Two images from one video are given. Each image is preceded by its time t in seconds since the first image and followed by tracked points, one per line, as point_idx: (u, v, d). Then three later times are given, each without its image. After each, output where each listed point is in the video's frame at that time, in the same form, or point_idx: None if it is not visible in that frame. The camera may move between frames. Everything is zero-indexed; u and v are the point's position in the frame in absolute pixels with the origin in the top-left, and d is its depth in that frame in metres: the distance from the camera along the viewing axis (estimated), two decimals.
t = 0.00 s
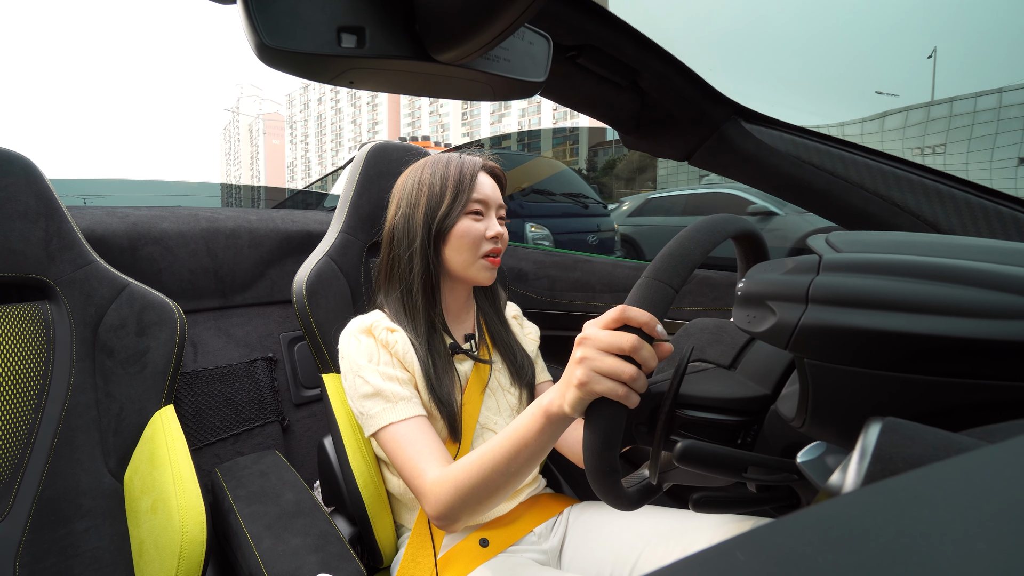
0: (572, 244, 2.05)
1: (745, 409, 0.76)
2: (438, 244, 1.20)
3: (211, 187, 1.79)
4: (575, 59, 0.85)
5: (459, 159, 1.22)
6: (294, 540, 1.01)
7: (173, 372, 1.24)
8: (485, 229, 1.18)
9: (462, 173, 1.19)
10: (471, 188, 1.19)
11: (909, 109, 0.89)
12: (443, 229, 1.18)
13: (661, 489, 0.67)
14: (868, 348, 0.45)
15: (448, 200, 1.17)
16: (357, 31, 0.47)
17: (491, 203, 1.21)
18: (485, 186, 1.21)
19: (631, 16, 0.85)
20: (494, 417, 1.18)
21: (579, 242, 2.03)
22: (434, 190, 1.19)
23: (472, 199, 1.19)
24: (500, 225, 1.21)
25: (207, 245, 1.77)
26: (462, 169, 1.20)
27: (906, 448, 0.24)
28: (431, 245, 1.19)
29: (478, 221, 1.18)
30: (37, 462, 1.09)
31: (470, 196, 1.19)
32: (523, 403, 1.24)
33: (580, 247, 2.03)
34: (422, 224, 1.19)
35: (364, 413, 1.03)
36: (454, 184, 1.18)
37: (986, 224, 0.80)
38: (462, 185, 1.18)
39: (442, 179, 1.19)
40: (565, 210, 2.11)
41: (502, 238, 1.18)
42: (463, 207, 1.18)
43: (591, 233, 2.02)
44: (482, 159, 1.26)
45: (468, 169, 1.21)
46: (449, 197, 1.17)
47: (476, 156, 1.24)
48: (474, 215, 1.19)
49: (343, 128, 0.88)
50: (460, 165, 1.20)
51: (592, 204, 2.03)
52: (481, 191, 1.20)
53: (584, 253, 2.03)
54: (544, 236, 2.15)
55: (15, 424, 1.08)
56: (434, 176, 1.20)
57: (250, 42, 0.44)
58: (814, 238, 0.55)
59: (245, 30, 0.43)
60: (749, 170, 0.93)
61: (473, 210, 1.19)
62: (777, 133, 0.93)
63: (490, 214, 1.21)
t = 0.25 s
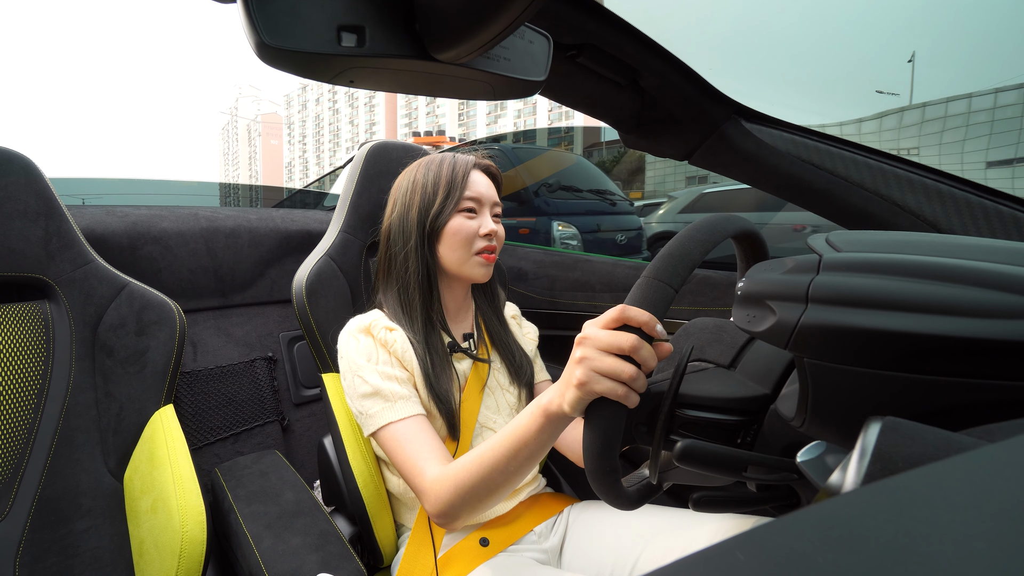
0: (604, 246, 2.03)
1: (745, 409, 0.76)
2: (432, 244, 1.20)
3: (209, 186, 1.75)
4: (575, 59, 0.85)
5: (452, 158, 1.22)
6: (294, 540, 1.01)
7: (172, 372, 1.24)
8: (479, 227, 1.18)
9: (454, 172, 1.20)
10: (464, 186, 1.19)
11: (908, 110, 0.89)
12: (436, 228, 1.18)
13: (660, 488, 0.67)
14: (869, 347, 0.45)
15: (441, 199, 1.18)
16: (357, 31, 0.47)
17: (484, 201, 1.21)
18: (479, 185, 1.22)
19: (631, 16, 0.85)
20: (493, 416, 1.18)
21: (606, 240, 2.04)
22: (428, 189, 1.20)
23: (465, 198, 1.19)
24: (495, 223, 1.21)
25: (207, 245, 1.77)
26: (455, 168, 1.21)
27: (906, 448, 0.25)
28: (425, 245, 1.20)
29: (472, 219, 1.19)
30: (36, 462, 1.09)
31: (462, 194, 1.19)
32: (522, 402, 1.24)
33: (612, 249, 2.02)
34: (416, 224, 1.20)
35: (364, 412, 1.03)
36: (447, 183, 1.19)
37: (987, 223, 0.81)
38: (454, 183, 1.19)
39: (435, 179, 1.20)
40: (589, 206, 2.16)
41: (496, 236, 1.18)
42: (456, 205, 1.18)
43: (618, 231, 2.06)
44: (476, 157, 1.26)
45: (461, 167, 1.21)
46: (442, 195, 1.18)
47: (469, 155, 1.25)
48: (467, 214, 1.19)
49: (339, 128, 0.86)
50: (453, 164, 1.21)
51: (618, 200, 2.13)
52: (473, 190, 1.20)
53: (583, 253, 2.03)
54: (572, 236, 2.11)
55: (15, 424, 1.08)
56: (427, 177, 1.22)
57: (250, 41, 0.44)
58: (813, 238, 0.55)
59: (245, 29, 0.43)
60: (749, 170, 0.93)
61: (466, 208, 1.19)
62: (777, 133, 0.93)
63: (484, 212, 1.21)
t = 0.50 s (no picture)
0: (628, 246, 1.93)
1: (744, 409, 0.76)
2: (430, 241, 1.20)
3: (208, 186, 1.75)
4: (575, 59, 0.85)
5: (445, 158, 1.23)
6: (294, 540, 1.01)
7: (173, 372, 1.24)
8: (473, 222, 1.17)
9: (447, 170, 1.20)
10: (457, 182, 1.19)
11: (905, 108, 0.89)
12: (431, 225, 1.19)
13: (661, 488, 0.67)
14: (870, 347, 0.45)
15: (434, 196, 1.18)
16: (358, 31, 0.47)
17: (478, 197, 1.21)
18: (474, 181, 1.22)
19: (631, 16, 0.85)
20: (493, 415, 1.18)
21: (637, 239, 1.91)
22: (421, 189, 1.21)
23: (459, 193, 1.19)
24: (490, 218, 1.21)
25: (207, 245, 1.77)
26: (447, 167, 1.21)
27: (906, 447, 0.25)
28: (423, 242, 1.20)
29: (466, 214, 1.18)
30: (37, 462, 1.09)
31: (456, 190, 1.19)
32: (522, 401, 1.24)
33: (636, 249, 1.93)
34: (411, 223, 1.20)
35: (363, 412, 1.03)
36: (440, 180, 1.19)
37: (987, 223, 0.80)
38: (447, 179, 1.19)
39: (429, 177, 1.21)
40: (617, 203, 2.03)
41: (492, 229, 1.17)
42: (449, 200, 1.18)
43: (648, 230, 1.91)
44: (469, 155, 1.26)
45: (454, 165, 1.21)
46: (435, 191, 1.18)
47: (463, 153, 1.26)
48: (461, 209, 1.18)
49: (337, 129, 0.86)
50: (446, 162, 1.22)
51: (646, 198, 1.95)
52: (467, 185, 1.20)
53: (584, 252, 2.03)
54: (599, 235, 2.01)
55: (15, 424, 1.08)
56: (421, 176, 1.22)
57: (250, 41, 0.44)
58: (813, 237, 0.55)
59: (245, 30, 0.43)
60: (749, 170, 0.93)
61: (460, 204, 1.19)
62: (777, 133, 0.93)
63: (478, 207, 1.20)
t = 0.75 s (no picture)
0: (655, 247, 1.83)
1: (744, 410, 0.76)
2: (416, 241, 1.20)
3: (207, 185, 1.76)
4: (575, 59, 0.85)
5: (433, 157, 1.23)
6: (295, 540, 1.01)
7: (173, 372, 1.23)
8: (458, 221, 1.17)
9: (433, 169, 1.20)
10: (442, 182, 1.19)
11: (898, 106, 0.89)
12: (418, 225, 1.19)
13: (661, 488, 0.67)
14: (870, 347, 0.45)
15: (419, 195, 1.19)
16: (358, 31, 0.47)
17: (464, 194, 1.20)
18: (460, 180, 1.21)
19: (631, 16, 0.85)
20: (491, 413, 1.18)
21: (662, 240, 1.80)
22: (409, 189, 1.22)
23: (443, 193, 1.19)
24: (478, 216, 1.21)
25: (207, 245, 1.77)
26: (434, 165, 1.21)
27: (906, 447, 0.25)
28: (410, 242, 1.20)
29: (451, 213, 1.18)
30: (37, 462, 1.09)
31: (440, 189, 1.19)
32: (522, 398, 1.24)
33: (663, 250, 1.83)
34: (399, 223, 1.21)
35: (362, 410, 1.03)
36: (426, 180, 1.19)
37: (987, 223, 0.80)
38: (432, 179, 1.19)
39: (415, 178, 1.21)
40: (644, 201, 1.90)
41: (477, 227, 1.17)
42: (434, 200, 1.18)
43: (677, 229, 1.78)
44: (455, 154, 1.26)
45: (440, 164, 1.21)
46: (421, 191, 1.19)
47: (448, 152, 1.26)
48: (447, 209, 1.18)
49: (336, 131, 0.87)
50: (430, 162, 1.22)
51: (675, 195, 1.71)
52: (452, 184, 1.20)
53: (584, 252, 2.03)
54: (626, 234, 1.89)
55: (15, 424, 1.08)
56: (407, 178, 1.23)
57: (250, 41, 0.44)
58: (813, 238, 0.55)
59: (245, 30, 0.43)
60: (749, 170, 0.93)
61: (445, 203, 1.19)
62: (777, 132, 0.93)
63: (465, 205, 1.20)
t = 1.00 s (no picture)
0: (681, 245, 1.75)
1: (744, 410, 0.76)
2: (414, 243, 1.21)
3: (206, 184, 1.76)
4: (576, 58, 0.85)
5: (428, 157, 1.23)
6: (295, 539, 1.01)
7: (174, 371, 1.24)
8: (456, 222, 1.17)
9: (428, 170, 1.20)
10: (437, 183, 1.19)
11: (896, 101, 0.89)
12: (415, 227, 1.19)
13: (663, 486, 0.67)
14: (870, 346, 0.45)
15: (416, 197, 1.19)
16: (358, 29, 0.47)
17: (461, 196, 1.20)
18: (455, 181, 1.21)
19: (632, 15, 0.85)
20: (492, 413, 1.18)
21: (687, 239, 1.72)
22: (405, 191, 1.21)
23: (440, 194, 1.19)
24: (475, 216, 1.20)
25: (208, 244, 1.77)
26: (429, 166, 1.21)
27: (906, 446, 0.25)
28: (407, 244, 1.21)
29: (448, 215, 1.18)
30: (37, 461, 1.09)
31: (436, 190, 1.19)
32: (522, 400, 1.24)
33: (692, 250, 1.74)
34: (396, 224, 1.21)
35: (361, 409, 1.03)
36: (421, 181, 1.19)
37: (987, 222, 0.80)
38: (427, 181, 1.19)
39: (410, 180, 1.21)
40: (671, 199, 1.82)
41: (475, 228, 1.17)
42: (430, 202, 1.18)
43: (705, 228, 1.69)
44: (452, 154, 1.25)
45: (435, 164, 1.21)
46: (416, 193, 1.19)
47: (443, 151, 1.25)
48: (443, 210, 1.18)
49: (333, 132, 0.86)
50: (425, 163, 1.22)
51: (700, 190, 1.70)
52: (448, 185, 1.20)
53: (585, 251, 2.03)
54: (654, 232, 1.83)
55: (16, 423, 1.09)
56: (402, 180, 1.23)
57: (251, 41, 0.44)
58: (814, 236, 0.55)
59: (245, 29, 0.43)
60: (749, 169, 0.93)
61: (441, 205, 1.19)
62: (778, 131, 0.93)
63: (461, 206, 1.20)
